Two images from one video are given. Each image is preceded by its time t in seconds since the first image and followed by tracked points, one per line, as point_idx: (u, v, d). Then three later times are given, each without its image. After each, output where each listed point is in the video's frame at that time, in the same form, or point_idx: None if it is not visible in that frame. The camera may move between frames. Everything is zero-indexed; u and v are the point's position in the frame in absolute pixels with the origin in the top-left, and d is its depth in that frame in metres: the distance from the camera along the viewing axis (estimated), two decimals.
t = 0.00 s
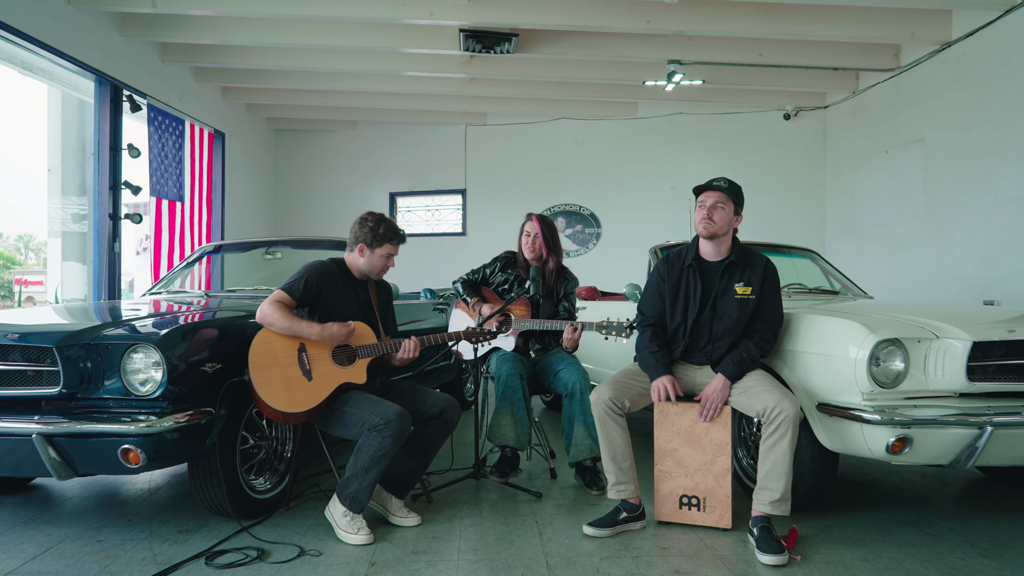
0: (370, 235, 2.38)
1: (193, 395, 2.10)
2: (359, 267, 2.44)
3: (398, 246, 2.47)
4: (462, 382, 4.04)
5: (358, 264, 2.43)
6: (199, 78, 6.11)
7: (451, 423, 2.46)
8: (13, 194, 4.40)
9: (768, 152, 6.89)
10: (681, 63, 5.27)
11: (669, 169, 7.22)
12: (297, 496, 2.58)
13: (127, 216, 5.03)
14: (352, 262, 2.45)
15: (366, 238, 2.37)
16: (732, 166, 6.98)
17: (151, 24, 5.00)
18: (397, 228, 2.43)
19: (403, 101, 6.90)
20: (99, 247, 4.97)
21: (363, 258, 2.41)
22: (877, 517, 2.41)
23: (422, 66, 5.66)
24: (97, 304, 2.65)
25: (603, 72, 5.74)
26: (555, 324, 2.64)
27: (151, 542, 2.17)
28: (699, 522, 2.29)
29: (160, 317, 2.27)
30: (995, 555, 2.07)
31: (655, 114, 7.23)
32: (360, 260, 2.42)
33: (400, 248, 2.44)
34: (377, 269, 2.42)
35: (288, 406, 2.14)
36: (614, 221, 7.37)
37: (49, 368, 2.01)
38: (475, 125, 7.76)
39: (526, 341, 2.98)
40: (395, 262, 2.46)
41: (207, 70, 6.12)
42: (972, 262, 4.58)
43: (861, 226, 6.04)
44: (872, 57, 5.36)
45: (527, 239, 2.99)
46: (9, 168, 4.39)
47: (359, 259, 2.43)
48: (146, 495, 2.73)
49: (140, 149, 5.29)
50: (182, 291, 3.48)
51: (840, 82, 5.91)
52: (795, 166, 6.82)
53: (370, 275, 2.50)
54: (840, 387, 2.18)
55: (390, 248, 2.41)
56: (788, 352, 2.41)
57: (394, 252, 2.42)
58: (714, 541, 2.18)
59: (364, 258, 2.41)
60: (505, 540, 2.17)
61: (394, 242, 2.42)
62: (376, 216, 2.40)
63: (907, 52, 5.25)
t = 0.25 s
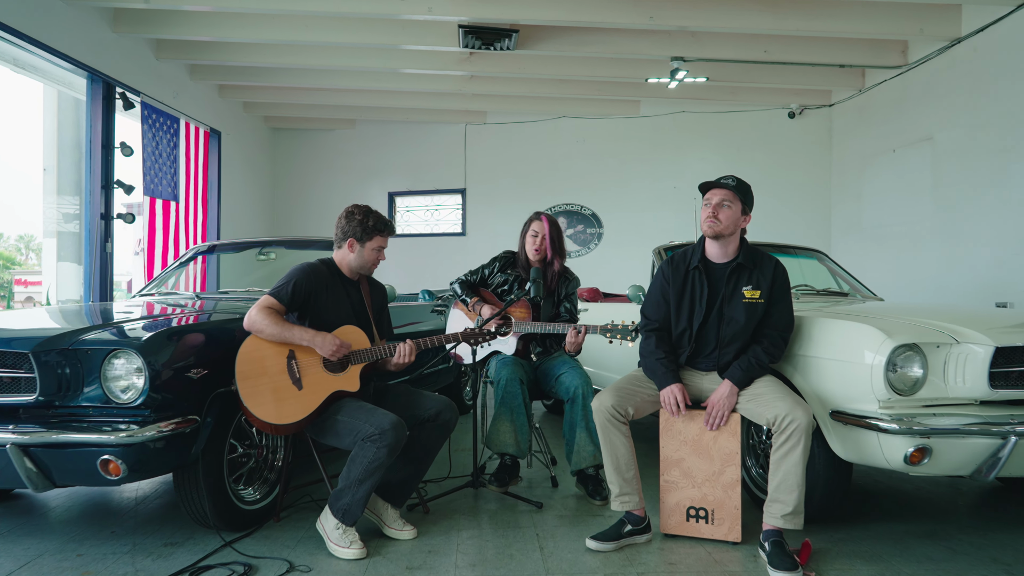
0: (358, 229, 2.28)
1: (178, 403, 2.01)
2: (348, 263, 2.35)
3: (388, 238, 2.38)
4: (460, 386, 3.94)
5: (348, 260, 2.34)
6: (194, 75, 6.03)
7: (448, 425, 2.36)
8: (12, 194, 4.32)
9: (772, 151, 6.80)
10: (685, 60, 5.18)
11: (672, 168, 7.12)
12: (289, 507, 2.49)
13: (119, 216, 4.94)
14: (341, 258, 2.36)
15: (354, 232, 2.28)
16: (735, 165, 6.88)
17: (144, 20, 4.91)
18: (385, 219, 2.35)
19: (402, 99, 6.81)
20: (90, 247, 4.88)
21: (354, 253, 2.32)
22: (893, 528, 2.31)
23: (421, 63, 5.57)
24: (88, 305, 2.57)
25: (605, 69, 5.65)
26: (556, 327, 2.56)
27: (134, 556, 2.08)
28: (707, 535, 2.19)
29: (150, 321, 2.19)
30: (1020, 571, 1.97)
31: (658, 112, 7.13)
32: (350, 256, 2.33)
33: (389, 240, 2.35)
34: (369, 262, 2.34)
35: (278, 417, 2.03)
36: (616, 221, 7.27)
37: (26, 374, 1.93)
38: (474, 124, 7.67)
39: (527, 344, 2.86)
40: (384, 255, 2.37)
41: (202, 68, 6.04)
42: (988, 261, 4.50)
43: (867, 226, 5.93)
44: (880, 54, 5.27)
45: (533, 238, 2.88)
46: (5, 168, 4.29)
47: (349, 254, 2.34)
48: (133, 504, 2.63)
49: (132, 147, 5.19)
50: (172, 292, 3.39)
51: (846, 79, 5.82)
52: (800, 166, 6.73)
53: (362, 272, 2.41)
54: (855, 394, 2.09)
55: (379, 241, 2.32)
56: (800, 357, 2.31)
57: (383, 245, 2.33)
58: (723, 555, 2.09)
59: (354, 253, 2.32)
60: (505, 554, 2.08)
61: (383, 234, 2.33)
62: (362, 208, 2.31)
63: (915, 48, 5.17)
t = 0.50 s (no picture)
0: (355, 242, 2.19)
1: (162, 410, 1.93)
2: (341, 272, 2.27)
3: (387, 257, 2.27)
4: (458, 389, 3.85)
5: (340, 269, 2.26)
6: (188, 73, 5.95)
7: (444, 439, 2.28)
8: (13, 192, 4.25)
9: (776, 150, 6.71)
10: (688, 56, 5.10)
11: (674, 168, 7.04)
12: (279, 517, 2.40)
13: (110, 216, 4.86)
14: (334, 265, 2.28)
15: (351, 245, 2.19)
16: (738, 164, 6.80)
17: (138, 16, 4.82)
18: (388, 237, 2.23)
19: (401, 98, 6.73)
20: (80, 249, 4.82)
21: (346, 264, 2.24)
22: (906, 540, 2.23)
23: (419, 61, 5.49)
24: (79, 307, 2.50)
25: (606, 67, 5.57)
26: (557, 328, 2.49)
27: (116, 569, 2.00)
28: (712, 546, 2.11)
29: (141, 324, 2.13)
30: None
31: (660, 111, 7.05)
32: (343, 265, 2.25)
33: (387, 261, 2.24)
34: (359, 278, 2.24)
35: (266, 426, 1.94)
36: (617, 221, 7.19)
37: (3, 380, 1.86)
38: (474, 123, 7.59)
39: (527, 347, 2.79)
40: (378, 273, 2.26)
41: (197, 65, 5.96)
42: (1000, 260, 4.40)
43: (873, 226, 5.85)
44: (886, 51, 5.19)
45: (542, 243, 2.74)
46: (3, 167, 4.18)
47: (343, 264, 2.25)
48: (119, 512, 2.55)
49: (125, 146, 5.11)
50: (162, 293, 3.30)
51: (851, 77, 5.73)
52: (803, 165, 6.64)
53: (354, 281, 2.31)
54: (867, 400, 2.00)
55: (375, 260, 2.21)
56: (809, 361, 2.23)
57: (379, 265, 2.22)
58: (730, 569, 2.00)
59: (346, 265, 2.24)
60: (502, 568, 1.99)
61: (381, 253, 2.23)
62: (369, 222, 2.21)
63: (922, 45, 5.09)
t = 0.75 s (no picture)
0: (341, 230, 2.11)
1: (148, 415, 1.86)
2: (333, 264, 2.20)
3: (379, 245, 2.16)
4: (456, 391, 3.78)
5: (332, 259, 2.19)
6: (184, 70, 5.88)
7: (439, 441, 2.22)
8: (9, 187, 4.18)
9: (779, 148, 6.63)
10: (690, 53, 5.03)
11: (675, 166, 6.97)
12: (271, 524, 2.33)
13: (103, 215, 4.80)
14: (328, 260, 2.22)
15: (337, 233, 2.12)
16: (741, 163, 6.72)
17: (132, 12, 4.75)
18: (377, 223, 2.14)
19: (400, 96, 6.66)
20: (73, 249, 4.73)
21: (336, 255, 2.17)
22: (918, 549, 2.15)
23: (418, 57, 5.42)
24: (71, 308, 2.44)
25: (607, 63, 5.50)
26: (549, 331, 2.42)
27: None
28: (718, 556, 2.03)
29: (129, 325, 2.06)
30: None
31: (661, 109, 6.97)
32: (332, 257, 2.19)
33: (375, 248, 2.13)
34: (349, 267, 2.16)
35: (256, 429, 1.87)
36: (619, 220, 7.11)
37: None
38: (473, 121, 7.52)
39: (526, 350, 2.72)
40: (369, 263, 2.16)
41: (192, 62, 5.89)
42: (1009, 258, 4.33)
43: (879, 225, 5.77)
44: (892, 47, 5.12)
45: (541, 244, 2.68)
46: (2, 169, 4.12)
47: (334, 255, 2.19)
48: (106, 519, 2.48)
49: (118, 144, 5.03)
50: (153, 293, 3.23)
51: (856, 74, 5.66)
52: (807, 163, 6.57)
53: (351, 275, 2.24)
54: (879, 404, 1.93)
55: (362, 247, 2.11)
56: (818, 364, 2.16)
57: (367, 253, 2.12)
58: None
59: (336, 254, 2.17)
60: None
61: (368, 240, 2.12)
62: (355, 209, 2.12)
63: (928, 41, 5.02)
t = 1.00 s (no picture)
0: (347, 242, 2.04)
1: (136, 418, 1.79)
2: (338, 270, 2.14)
3: (384, 262, 2.08)
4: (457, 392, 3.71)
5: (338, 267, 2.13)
6: (180, 66, 5.82)
7: (439, 445, 2.14)
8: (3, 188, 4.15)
9: (783, 145, 6.55)
10: (695, 47, 4.96)
11: (679, 163, 6.89)
12: (264, 530, 2.26)
13: (97, 213, 4.73)
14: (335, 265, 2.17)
15: (343, 244, 2.05)
16: (745, 160, 6.65)
17: (127, 6, 4.68)
18: (385, 239, 2.06)
19: (400, 92, 6.59)
20: (67, 247, 4.66)
21: (341, 264, 2.11)
22: (935, 556, 2.08)
23: (418, 53, 5.35)
24: (65, 308, 2.38)
25: (610, 59, 5.44)
26: (549, 332, 2.36)
27: None
28: (726, 565, 1.96)
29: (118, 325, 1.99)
30: None
31: (664, 106, 6.90)
32: (338, 265, 2.13)
33: (380, 266, 2.06)
34: (352, 280, 2.10)
35: (246, 428, 1.80)
36: (621, 219, 7.04)
37: None
38: (474, 118, 7.46)
39: (527, 352, 2.65)
40: (373, 278, 2.09)
41: (189, 58, 5.82)
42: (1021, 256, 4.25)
43: (886, 224, 5.69)
44: (900, 42, 5.06)
45: (536, 229, 2.66)
46: None
47: (339, 263, 2.13)
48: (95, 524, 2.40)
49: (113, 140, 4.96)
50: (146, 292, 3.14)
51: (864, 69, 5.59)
52: (812, 161, 6.49)
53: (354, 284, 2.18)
54: (893, 407, 1.86)
55: (367, 264, 2.04)
56: (829, 366, 2.09)
57: (369, 268, 2.05)
58: None
59: (341, 264, 2.10)
60: None
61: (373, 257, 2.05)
62: (364, 222, 2.04)
63: (938, 35, 4.98)
